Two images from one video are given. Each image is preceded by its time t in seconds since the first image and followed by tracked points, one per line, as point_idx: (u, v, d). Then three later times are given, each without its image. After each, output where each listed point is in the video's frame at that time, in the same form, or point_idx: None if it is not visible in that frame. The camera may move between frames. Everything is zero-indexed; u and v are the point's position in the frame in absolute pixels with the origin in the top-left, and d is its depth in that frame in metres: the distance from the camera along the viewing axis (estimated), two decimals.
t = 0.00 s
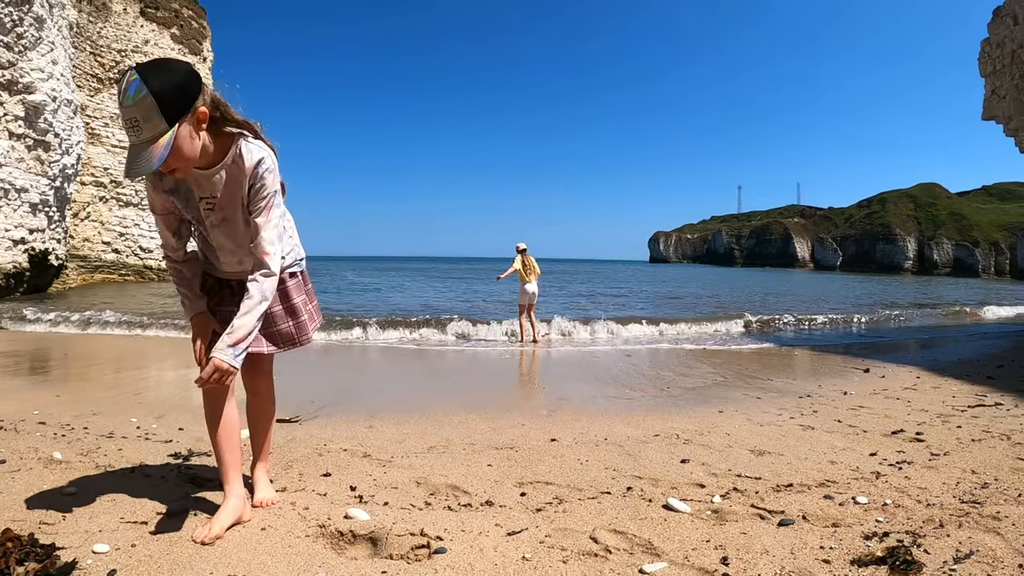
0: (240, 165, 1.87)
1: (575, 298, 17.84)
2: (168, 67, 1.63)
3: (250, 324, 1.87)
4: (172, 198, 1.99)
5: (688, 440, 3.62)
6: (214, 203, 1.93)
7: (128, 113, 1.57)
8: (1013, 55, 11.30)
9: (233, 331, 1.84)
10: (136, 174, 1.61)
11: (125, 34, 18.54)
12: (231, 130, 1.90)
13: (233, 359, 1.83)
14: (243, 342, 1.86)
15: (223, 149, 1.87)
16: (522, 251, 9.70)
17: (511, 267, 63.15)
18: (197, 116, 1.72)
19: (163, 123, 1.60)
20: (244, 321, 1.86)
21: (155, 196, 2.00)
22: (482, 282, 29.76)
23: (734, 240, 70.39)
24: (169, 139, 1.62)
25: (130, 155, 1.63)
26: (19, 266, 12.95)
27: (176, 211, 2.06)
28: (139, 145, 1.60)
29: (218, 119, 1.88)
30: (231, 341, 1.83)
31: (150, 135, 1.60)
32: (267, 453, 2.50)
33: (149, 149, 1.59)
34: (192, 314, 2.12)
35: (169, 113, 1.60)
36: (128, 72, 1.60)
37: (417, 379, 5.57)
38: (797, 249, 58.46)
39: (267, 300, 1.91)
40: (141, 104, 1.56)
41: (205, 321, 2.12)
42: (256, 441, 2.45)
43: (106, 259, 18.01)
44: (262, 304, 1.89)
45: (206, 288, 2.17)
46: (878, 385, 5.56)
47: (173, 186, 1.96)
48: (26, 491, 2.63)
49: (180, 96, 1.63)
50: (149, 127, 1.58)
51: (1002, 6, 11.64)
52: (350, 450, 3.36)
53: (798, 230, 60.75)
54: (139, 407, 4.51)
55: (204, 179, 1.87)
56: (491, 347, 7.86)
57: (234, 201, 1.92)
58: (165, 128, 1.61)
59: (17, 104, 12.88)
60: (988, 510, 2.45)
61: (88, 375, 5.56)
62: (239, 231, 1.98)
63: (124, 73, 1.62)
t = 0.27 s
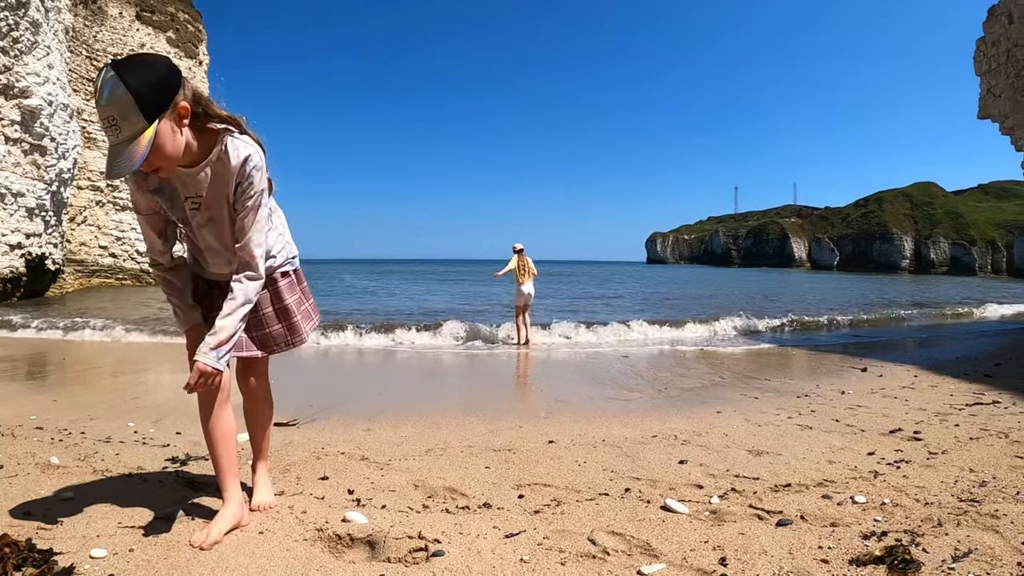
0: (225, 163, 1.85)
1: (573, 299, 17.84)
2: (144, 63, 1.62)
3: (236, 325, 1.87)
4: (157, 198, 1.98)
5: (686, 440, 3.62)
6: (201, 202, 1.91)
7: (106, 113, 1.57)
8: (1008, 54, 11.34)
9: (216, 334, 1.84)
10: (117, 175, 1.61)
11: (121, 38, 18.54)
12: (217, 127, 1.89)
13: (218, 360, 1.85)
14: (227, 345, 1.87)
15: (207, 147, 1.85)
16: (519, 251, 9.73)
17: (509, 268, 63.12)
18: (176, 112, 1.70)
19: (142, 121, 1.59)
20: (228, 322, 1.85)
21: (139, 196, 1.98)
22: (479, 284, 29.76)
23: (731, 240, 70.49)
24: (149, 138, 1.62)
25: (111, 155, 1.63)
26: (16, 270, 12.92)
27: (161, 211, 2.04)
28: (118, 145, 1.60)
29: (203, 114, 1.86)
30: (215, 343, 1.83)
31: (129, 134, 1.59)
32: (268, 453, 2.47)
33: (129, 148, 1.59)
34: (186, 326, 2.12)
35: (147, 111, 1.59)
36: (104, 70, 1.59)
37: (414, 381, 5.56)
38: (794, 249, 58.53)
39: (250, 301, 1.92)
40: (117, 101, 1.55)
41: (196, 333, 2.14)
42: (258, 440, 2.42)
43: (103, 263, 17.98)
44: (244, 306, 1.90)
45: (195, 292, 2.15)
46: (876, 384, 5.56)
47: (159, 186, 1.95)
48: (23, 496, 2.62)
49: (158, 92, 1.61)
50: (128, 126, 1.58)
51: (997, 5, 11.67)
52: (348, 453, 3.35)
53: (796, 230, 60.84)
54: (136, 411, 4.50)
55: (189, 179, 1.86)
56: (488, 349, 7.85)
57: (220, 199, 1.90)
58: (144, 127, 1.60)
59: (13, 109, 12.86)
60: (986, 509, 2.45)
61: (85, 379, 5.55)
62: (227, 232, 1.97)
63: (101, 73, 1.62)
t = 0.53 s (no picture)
0: (216, 156, 1.84)
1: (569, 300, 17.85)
2: (131, 58, 1.62)
3: (237, 310, 1.92)
4: (144, 195, 1.96)
5: (682, 441, 3.62)
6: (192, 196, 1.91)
7: (92, 109, 1.56)
8: (1004, 55, 11.37)
9: (221, 320, 1.89)
10: (106, 171, 1.59)
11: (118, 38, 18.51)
12: (206, 121, 1.88)
13: (223, 345, 1.91)
14: (232, 328, 1.92)
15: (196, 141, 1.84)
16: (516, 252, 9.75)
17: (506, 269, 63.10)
18: (164, 108, 1.69)
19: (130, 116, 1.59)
20: (229, 307, 1.90)
21: (125, 191, 1.95)
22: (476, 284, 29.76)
23: (727, 240, 70.57)
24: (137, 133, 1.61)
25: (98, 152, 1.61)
26: (11, 270, 12.87)
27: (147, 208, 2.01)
28: (106, 141, 1.58)
29: (191, 109, 1.85)
30: (220, 327, 1.89)
31: (116, 129, 1.58)
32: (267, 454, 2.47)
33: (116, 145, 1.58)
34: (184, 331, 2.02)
35: (135, 106, 1.59)
36: (90, 66, 1.58)
37: (411, 382, 5.56)
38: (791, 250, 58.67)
39: (251, 284, 1.97)
40: (104, 96, 1.54)
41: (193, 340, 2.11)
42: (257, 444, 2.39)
43: (98, 263, 17.92)
44: (246, 289, 1.95)
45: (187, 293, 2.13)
46: (872, 384, 5.57)
47: (147, 181, 1.94)
48: (18, 497, 2.61)
49: (146, 88, 1.61)
50: (115, 121, 1.56)
51: (993, 7, 11.71)
52: (344, 454, 3.35)
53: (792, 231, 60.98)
54: (132, 412, 4.48)
55: (180, 173, 1.85)
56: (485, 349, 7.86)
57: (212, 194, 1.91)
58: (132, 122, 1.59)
59: (9, 108, 12.81)
60: (982, 509, 2.45)
61: (81, 380, 5.54)
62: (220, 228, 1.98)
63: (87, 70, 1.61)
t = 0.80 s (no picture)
0: (213, 146, 1.84)
1: (566, 300, 17.84)
2: (123, 48, 1.61)
3: (246, 286, 1.94)
4: (133, 190, 1.91)
5: (676, 441, 3.63)
6: (189, 188, 1.90)
7: (85, 102, 1.56)
8: (999, 57, 11.42)
9: (236, 295, 1.92)
10: (100, 164, 1.59)
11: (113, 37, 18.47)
12: (199, 113, 1.87)
13: (238, 319, 1.94)
14: (244, 303, 1.94)
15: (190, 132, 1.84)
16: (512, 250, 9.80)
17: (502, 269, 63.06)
18: (157, 99, 1.69)
19: (125, 108, 1.58)
20: (238, 283, 1.92)
21: (115, 186, 1.92)
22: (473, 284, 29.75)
23: (723, 241, 70.71)
24: (132, 125, 1.61)
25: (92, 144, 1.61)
26: (5, 270, 12.81)
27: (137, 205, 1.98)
28: (100, 133, 1.58)
29: (183, 101, 1.83)
30: (233, 304, 1.91)
31: (111, 121, 1.58)
32: (266, 461, 2.37)
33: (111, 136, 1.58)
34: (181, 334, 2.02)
35: (130, 98, 1.59)
36: (81, 57, 1.57)
37: (406, 382, 5.55)
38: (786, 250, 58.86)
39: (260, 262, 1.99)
40: (98, 88, 1.53)
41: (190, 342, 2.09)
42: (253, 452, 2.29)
43: (93, 262, 17.86)
44: (255, 265, 1.97)
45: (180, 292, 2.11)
46: (867, 385, 5.59)
47: (137, 176, 1.90)
48: (12, 497, 2.59)
49: (140, 78, 1.61)
50: (109, 113, 1.57)
51: (988, 9, 11.75)
52: (339, 454, 3.34)
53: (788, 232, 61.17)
54: (126, 411, 4.47)
55: (175, 165, 1.84)
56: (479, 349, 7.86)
57: (209, 186, 1.91)
58: (126, 113, 1.59)
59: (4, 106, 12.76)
60: (976, 509, 2.46)
61: (75, 379, 5.52)
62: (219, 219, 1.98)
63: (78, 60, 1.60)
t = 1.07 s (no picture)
0: (212, 139, 1.82)
1: (561, 299, 17.86)
2: (120, 43, 1.60)
3: (253, 266, 1.93)
4: (130, 188, 1.91)
5: (672, 440, 3.63)
6: (187, 184, 1.89)
7: (81, 97, 1.54)
8: (994, 58, 11.46)
9: (242, 276, 1.90)
10: (98, 160, 1.58)
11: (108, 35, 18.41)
12: (196, 110, 1.85)
13: (246, 299, 1.93)
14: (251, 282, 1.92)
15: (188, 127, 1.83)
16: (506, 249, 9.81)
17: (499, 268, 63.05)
18: (153, 94, 1.68)
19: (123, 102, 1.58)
20: (244, 264, 1.91)
21: (111, 184, 1.91)
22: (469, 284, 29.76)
23: (719, 241, 70.86)
24: (128, 120, 1.60)
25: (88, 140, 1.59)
26: None
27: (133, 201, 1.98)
28: (95, 129, 1.57)
29: (178, 97, 1.82)
30: (239, 284, 1.89)
31: (108, 116, 1.57)
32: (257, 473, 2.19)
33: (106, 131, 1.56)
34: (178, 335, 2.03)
35: (127, 93, 1.58)
36: (77, 51, 1.56)
37: (401, 381, 5.54)
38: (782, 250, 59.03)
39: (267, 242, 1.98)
40: (95, 83, 1.52)
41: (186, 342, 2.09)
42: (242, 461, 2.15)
43: (88, 262, 17.79)
44: (262, 245, 1.96)
45: (175, 292, 2.10)
46: (862, 384, 5.61)
47: (133, 174, 1.90)
48: (6, 497, 2.58)
49: (138, 73, 1.59)
50: (105, 108, 1.55)
51: (984, 10, 11.79)
52: (334, 454, 3.34)
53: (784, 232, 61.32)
54: (120, 411, 4.45)
55: (173, 161, 1.83)
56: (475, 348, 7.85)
57: (207, 180, 1.89)
58: (123, 108, 1.58)
59: None
60: (971, 508, 2.47)
61: (69, 379, 5.49)
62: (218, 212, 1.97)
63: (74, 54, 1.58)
